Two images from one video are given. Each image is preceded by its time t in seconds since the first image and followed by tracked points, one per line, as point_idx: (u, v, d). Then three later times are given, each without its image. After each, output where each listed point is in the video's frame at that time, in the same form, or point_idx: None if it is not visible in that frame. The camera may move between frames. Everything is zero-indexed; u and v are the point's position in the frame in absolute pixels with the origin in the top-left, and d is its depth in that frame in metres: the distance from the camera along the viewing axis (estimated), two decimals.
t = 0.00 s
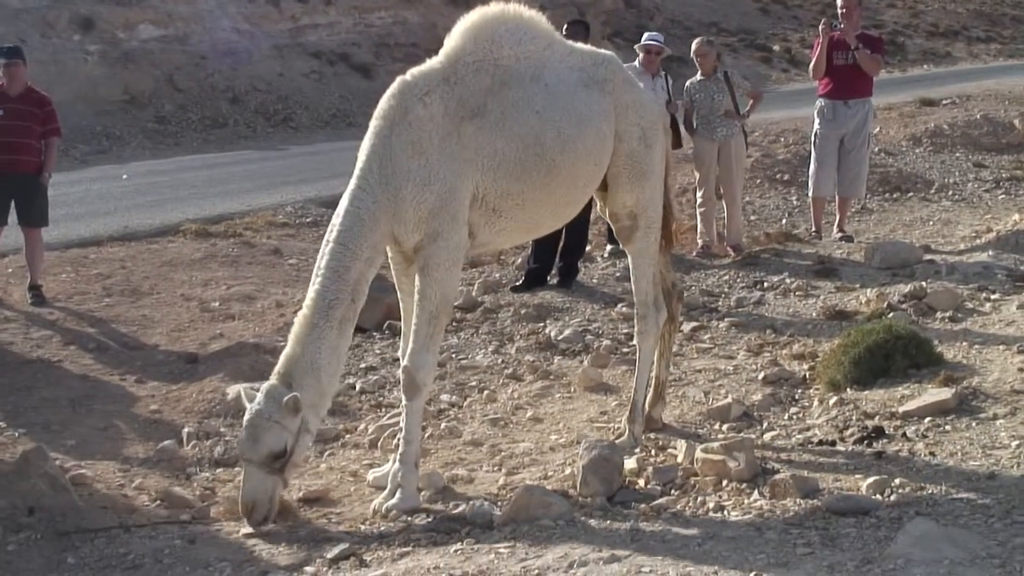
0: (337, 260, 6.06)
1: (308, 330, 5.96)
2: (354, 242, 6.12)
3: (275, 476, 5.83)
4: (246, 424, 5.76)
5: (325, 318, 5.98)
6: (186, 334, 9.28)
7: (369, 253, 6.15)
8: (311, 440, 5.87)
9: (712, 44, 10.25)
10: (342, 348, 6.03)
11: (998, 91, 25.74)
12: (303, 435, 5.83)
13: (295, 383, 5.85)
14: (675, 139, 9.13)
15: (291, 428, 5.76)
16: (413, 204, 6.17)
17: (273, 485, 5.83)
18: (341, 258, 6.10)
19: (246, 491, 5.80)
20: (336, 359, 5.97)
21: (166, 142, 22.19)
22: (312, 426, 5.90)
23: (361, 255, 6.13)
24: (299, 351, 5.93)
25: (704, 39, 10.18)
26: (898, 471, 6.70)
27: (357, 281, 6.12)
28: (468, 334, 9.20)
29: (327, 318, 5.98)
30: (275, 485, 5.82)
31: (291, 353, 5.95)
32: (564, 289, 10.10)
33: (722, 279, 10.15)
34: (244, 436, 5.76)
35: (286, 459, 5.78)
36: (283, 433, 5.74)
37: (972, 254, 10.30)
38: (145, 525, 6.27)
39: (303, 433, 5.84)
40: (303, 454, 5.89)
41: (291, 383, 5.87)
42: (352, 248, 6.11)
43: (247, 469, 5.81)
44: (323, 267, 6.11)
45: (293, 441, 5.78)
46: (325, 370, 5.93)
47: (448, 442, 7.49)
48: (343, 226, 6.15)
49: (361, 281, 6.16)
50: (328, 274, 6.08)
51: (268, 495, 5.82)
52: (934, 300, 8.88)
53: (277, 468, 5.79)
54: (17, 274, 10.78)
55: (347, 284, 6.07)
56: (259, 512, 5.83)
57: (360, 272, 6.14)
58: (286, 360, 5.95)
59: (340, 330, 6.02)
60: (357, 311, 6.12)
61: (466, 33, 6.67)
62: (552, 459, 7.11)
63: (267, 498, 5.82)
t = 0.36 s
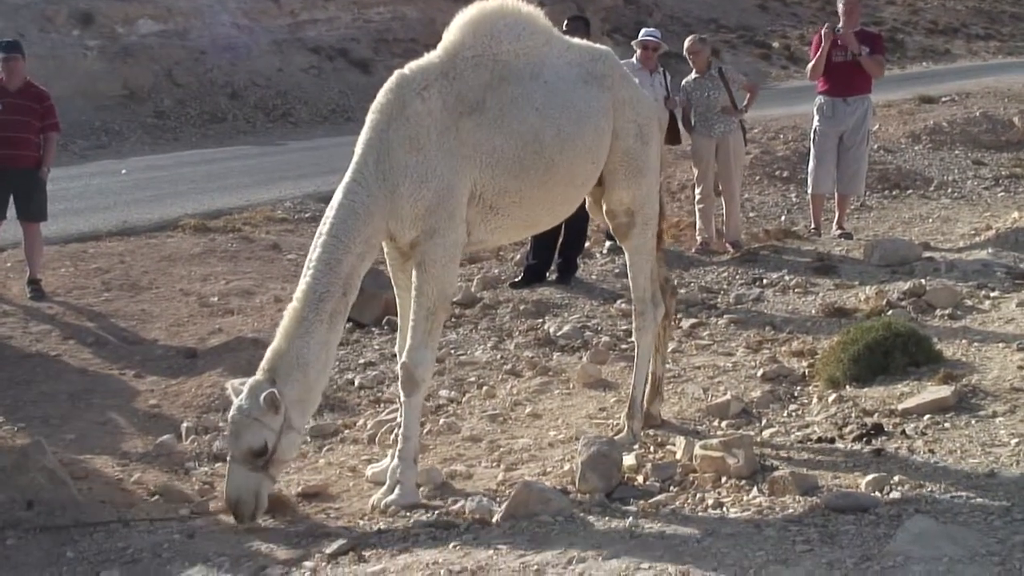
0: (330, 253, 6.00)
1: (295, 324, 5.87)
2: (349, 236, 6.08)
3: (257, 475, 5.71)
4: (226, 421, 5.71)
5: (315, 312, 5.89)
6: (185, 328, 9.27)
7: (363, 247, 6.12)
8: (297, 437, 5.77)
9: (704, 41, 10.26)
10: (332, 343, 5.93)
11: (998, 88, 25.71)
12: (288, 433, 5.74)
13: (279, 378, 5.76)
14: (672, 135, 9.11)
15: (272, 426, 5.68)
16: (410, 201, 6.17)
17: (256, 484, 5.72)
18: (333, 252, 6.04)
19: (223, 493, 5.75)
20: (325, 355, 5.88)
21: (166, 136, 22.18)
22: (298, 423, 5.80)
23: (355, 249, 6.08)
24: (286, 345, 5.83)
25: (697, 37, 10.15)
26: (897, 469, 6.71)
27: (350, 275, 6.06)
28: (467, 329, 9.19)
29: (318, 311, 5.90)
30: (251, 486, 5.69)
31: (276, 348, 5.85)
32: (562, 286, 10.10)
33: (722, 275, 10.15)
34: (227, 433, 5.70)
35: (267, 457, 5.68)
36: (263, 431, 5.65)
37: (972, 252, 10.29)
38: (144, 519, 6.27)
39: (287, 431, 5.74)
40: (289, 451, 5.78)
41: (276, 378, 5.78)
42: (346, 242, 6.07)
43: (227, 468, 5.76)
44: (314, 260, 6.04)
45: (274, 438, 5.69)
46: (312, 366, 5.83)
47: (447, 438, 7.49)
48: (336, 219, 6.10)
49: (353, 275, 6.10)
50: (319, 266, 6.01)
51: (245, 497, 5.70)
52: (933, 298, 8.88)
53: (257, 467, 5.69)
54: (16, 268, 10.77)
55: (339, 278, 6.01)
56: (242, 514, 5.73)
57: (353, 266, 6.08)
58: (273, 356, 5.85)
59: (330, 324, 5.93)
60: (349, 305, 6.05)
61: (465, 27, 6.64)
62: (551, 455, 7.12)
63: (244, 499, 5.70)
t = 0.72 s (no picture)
0: (321, 267, 6.01)
1: (285, 338, 5.88)
2: (340, 250, 6.09)
3: (241, 487, 5.71)
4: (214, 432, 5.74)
5: (305, 327, 5.91)
6: (183, 340, 9.26)
7: (355, 261, 6.13)
8: (282, 453, 5.74)
9: (698, 54, 10.28)
10: (323, 358, 5.92)
11: (995, 102, 25.77)
12: (273, 447, 5.73)
13: (264, 392, 5.76)
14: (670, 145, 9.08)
15: (256, 440, 5.67)
16: (403, 214, 6.17)
17: (239, 497, 5.72)
18: (325, 266, 6.05)
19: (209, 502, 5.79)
20: (314, 370, 5.86)
21: (165, 148, 22.21)
22: (285, 438, 5.77)
23: (346, 263, 6.09)
24: (275, 359, 5.84)
25: (692, 51, 10.21)
26: (896, 483, 6.69)
27: (340, 289, 6.06)
28: (465, 342, 9.18)
29: (308, 326, 5.91)
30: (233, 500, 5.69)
31: (266, 362, 5.86)
32: (561, 299, 10.10)
33: (721, 288, 10.14)
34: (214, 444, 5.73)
35: (250, 471, 5.67)
36: (245, 445, 5.65)
37: (970, 265, 10.29)
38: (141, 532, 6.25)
39: (273, 445, 5.73)
40: (276, 465, 5.76)
41: (263, 392, 5.79)
42: (338, 256, 6.08)
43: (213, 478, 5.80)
44: (306, 275, 6.05)
45: (257, 452, 5.67)
46: (300, 381, 5.81)
47: (445, 451, 7.48)
48: (328, 234, 6.12)
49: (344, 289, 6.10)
50: (311, 281, 6.02)
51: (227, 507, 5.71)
52: (932, 312, 8.87)
53: (239, 479, 5.70)
54: (14, 280, 10.77)
55: (331, 292, 6.01)
56: (225, 525, 5.77)
57: (345, 280, 6.09)
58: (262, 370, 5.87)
59: (321, 339, 5.93)
60: (341, 320, 6.05)
61: (461, 40, 6.66)
62: (549, 468, 7.10)
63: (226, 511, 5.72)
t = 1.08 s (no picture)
0: (312, 260, 6.05)
1: (273, 331, 5.93)
2: (332, 244, 6.13)
3: (228, 480, 5.77)
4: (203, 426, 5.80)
5: (294, 320, 5.94)
6: (188, 337, 9.31)
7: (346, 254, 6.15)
8: (269, 446, 5.78)
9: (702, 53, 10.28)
10: (312, 352, 5.96)
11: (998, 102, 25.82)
12: (260, 441, 5.77)
13: (251, 385, 5.81)
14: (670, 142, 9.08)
15: (243, 433, 5.73)
16: (399, 212, 6.19)
17: (225, 490, 5.76)
18: (316, 260, 6.09)
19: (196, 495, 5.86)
20: (301, 364, 5.89)
21: (170, 145, 22.33)
22: (272, 431, 5.82)
23: (338, 258, 6.13)
24: (262, 352, 5.88)
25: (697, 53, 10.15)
26: (895, 481, 6.72)
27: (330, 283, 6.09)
28: (468, 340, 9.22)
29: (297, 319, 5.95)
30: (219, 493, 5.74)
31: (255, 355, 5.90)
32: (564, 297, 10.14)
33: (722, 288, 10.16)
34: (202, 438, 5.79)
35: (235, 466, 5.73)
36: (231, 439, 5.70)
37: (971, 265, 10.32)
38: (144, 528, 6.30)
39: (260, 438, 5.77)
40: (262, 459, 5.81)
41: (251, 385, 5.83)
42: (329, 250, 6.12)
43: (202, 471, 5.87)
44: (298, 269, 6.08)
45: (242, 446, 5.72)
46: (288, 375, 5.84)
47: (447, 449, 7.52)
48: (321, 229, 6.16)
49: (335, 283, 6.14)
50: (302, 275, 6.06)
51: (214, 500, 5.76)
52: (934, 312, 8.89)
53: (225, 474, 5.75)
54: (20, 276, 10.82)
55: (321, 287, 6.04)
56: (212, 519, 5.80)
57: (336, 275, 6.12)
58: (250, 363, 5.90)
59: (309, 333, 5.96)
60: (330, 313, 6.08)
61: (463, 39, 6.70)
62: (551, 466, 7.14)
63: (211, 506, 5.77)
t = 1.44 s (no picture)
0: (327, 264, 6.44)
1: (288, 327, 6.33)
2: (346, 251, 6.51)
3: (222, 455, 6.14)
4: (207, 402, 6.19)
5: (307, 319, 6.34)
6: (213, 336, 9.90)
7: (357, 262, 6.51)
8: (265, 429, 6.14)
9: (698, 69, 11.01)
10: (322, 348, 6.34)
11: (979, 114, 26.91)
12: (257, 422, 6.14)
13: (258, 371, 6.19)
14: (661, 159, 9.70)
15: (243, 412, 6.11)
16: (409, 218, 6.51)
17: (219, 462, 6.13)
18: (330, 264, 6.49)
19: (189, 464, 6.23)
20: (310, 359, 6.27)
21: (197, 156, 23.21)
22: (272, 418, 6.19)
23: (351, 262, 6.50)
24: (276, 344, 6.28)
25: (693, 66, 10.94)
26: (879, 473, 7.15)
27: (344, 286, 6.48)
28: (476, 338, 9.77)
29: (311, 319, 6.34)
30: (212, 466, 6.10)
31: (266, 346, 6.31)
32: (565, 298, 10.70)
33: (714, 290, 10.72)
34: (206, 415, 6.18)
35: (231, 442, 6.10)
36: (229, 416, 6.09)
37: (949, 267, 10.92)
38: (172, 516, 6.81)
39: (259, 420, 6.14)
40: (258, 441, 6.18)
41: (258, 371, 6.21)
42: (344, 255, 6.50)
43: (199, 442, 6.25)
44: (315, 271, 6.49)
45: (240, 425, 6.11)
46: (295, 366, 6.22)
47: (456, 441, 8.05)
48: (335, 236, 6.54)
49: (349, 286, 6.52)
50: (317, 278, 6.45)
51: (206, 471, 6.12)
52: (914, 311, 9.42)
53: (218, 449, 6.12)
54: (56, 279, 11.48)
55: (334, 289, 6.43)
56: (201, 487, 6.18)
57: (350, 278, 6.50)
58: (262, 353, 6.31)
59: (321, 330, 6.35)
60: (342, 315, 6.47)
61: (467, 56, 7.05)
62: (553, 457, 7.64)
63: (203, 477, 6.13)
